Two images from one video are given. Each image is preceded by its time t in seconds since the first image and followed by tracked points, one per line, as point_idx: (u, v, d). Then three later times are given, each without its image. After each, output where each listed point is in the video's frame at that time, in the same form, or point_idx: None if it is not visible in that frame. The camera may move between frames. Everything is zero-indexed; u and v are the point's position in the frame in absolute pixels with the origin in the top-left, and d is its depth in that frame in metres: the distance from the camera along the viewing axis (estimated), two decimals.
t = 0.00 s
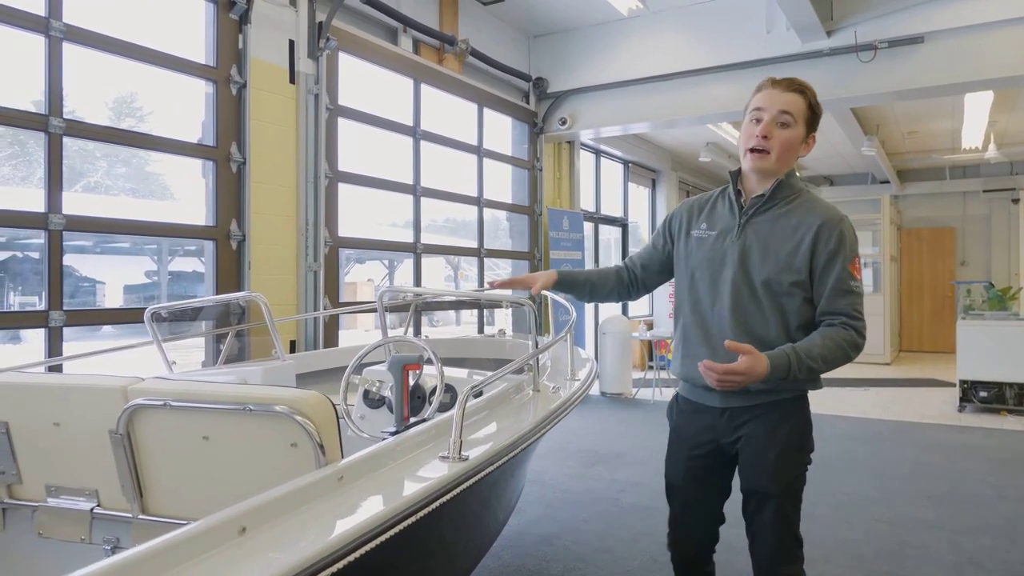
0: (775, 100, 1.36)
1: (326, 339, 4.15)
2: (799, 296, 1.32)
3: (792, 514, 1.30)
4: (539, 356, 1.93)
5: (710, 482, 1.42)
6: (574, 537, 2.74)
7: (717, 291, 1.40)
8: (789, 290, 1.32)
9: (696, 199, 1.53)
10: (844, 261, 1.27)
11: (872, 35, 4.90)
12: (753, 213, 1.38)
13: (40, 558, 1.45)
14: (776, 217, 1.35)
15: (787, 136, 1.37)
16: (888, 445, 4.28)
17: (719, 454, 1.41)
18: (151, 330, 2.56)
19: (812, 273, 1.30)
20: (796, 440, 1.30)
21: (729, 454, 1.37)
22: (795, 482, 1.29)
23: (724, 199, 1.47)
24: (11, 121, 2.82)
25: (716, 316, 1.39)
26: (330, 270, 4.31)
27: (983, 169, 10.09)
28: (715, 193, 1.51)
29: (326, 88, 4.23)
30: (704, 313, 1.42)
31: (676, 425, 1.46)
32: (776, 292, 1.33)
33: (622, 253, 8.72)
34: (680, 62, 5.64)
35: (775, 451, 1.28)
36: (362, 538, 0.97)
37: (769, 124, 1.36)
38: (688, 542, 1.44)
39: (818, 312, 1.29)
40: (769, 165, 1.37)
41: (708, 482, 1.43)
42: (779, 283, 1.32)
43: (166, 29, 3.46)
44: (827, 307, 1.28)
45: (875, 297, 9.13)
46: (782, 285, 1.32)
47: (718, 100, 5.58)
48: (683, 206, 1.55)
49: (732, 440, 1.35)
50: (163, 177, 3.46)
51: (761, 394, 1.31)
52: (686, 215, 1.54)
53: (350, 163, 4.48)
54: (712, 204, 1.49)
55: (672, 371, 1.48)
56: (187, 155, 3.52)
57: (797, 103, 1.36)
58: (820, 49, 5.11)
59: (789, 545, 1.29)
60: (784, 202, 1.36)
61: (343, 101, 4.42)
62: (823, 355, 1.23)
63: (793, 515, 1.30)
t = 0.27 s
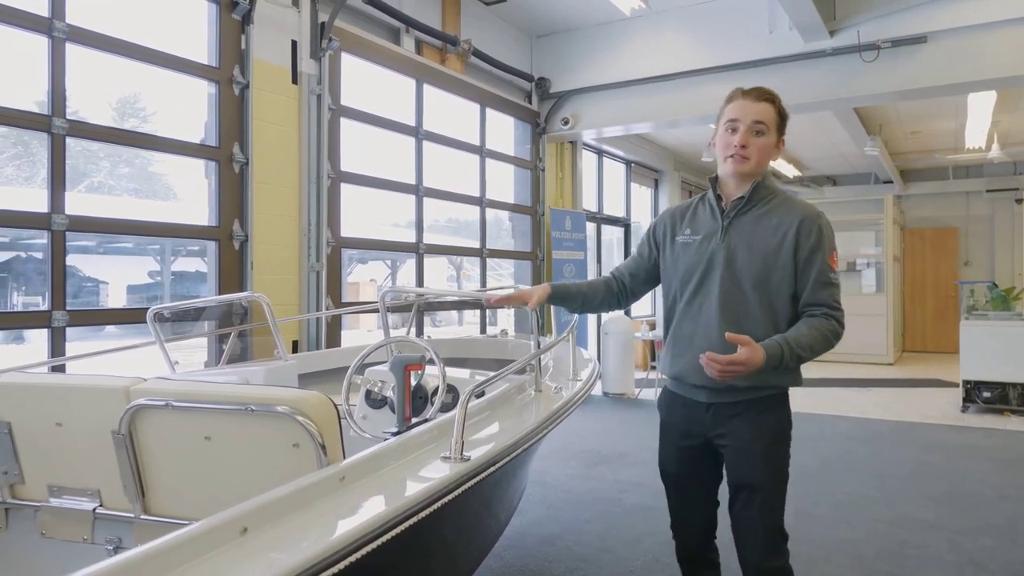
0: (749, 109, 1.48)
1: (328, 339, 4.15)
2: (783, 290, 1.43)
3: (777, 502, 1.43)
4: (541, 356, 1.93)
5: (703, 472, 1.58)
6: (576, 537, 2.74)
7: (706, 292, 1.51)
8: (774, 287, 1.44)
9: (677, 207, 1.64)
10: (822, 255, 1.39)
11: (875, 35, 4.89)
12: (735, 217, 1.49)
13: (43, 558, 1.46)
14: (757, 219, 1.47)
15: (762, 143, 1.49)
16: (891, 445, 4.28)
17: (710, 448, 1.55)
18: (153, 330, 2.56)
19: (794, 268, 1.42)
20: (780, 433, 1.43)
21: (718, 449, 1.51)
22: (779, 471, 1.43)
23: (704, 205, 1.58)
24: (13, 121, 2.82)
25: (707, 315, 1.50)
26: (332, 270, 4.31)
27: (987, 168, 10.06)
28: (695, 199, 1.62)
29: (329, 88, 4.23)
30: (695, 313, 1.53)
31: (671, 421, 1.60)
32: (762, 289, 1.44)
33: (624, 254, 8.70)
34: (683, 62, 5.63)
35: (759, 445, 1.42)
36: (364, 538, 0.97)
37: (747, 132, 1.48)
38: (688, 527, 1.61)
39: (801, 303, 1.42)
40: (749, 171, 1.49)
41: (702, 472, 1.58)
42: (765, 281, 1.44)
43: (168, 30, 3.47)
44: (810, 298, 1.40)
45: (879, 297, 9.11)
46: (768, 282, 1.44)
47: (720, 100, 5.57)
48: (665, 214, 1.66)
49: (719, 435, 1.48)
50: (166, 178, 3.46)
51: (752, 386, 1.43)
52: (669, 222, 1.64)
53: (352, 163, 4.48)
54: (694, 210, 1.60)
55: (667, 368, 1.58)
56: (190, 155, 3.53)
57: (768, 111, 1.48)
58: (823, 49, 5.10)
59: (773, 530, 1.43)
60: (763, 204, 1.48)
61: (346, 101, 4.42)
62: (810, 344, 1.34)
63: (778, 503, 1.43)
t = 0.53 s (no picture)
0: (720, 125, 1.55)
1: (331, 339, 4.15)
2: (774, 293, 1.49)
3: (769, 493, 1.48)
4: (544, 357, 1.93)
5: (699, 469, 1.62)
6: (578, 537, 2.74)
7: (700, 300, 1.55)
8: (765, 290, 1.49)
9: (663, 220, 1.68)
10: (807, 256, 1.46)
11: (878, 35, 4.88)
12: (723, 226, 1.55)
13: (45, 558, 1.46)
14: (745, 227, 1.52)
15: (737, 156, 1.55)
16: (893, 445, 4.27)
17: (704, 442, 1.59)
18: (157, 331, 2.56)
19: (783, 271, 1.48)
20: (771, 426, 1.49)
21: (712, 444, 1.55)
22: (771, 463, 1.48)
23: (689, 217, 1.63)
24: (14, 121, 2.82)
25: (704, 323, 1.54)
26: (335, 271, 4.31)
27: (990, 169, 10.04)
28: (680, 212, 1.67)
29: (331, 88, 4.23)
30: (691, 322, 1.57)
31: (667, 419, 1.63)
32: (754, 293, 1.49)
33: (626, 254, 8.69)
34: (686, 61, 5.62)
35: (750, 439, 1.47)
36: (367, 539, 0.97)
37: (721, 147, 1.54)
38: (687, 524, 1.65)
39: (791, 303, 1.48)
40: (728, 183, 1.55)
41: (697, 469, 1.62)
42: (756, 285, 1.49)
43: (171, 30, 3.47)
44: (799, 298, 1.46)
45: (882, 297, 9.09)
46: (759, 286, 1.49)
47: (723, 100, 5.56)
48: (652, 229, 1.70)
49: (712, 431, 1.53)
50: (169, 178, 3.47)
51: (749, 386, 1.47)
52: (657, 236, 1.68)
53: (355, 164, 4.48)
54: (680, 223, 1.64)
55: (665, 377, 1.61)
56: (193, 156, 3.53)
57: (739, 125, 1.55)
58: (825, 48, 5.09)
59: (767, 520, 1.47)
60: (748, 212, 1.54)
61: (348, 101, 4.42)
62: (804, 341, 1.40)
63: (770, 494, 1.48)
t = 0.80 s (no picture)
0: (705, 129, 1.56)
1: (334, 339, 4.16)
2: (772, 290, 1.50)
3: (778, 486, 1.50)
4: (546, 357, 1.93)
5: (703, 467, 1.62)
6: (582, 538, 2.74)
7: (699, 299, 1.55)
8: (763, 286, 1.50)
9: (658, 222, 1.69)
10: (803, 251, 1.48)
11: (881, 34, 4.87)
12: (719, 225, 1.56)
13: (49, 558, 1.46)
14: (741, 225, 1.53)
15: (724, 157, 1.56)
16: (897, 446, 4.26)
17: (709, 440, 1.59)
18: (160, 331, 2.57)
19: (779, 267, 1.49)
20: (775, 419, 1.51)
21: (718, 441, 1.56)
22: (778, 455, 1.50)
23: (685, 218, 1.64)
24: (17, 121, 2.82)
25: (705, 322, 1.54)
26: (338, 271, 4.31)
27: (995, 168, 10.01)
28: (675, 214, 1.68)
29: (334, 89, 4.24)
30: (690, 321, 1.57)
31: (670, 418, 1.63)
32: (752, 289, 1.50)
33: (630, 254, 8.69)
34: (689, 62, 5.61)
35: (758, 432, 1.48)
36: (371, 538, 0.97)
37: (707, 151, 1.56)
38: (690, 523, 1.65)
39: (789, 299, 1.49)
40: (718, 184, 1.56)
41: (702, 467, 1.62)
42: (754, 281, 1.50)
43: (174, 30, 3.48)
44: (796, 293, 1.48)
45: (886, 297, 9.06)
46: (756, 283, 1.50)
47: (726, 100, 5.55)
48: (648, 231, 1.71)
49: (719, 429, 1.53)
50: (172, 178, 3.47)
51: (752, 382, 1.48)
52: (652, 238, 1.69)
53: (358, 164, 4.48)
54: (676, 224, 1.65)
55: (666, 377, 1.61)
56: (196, 156, 3.54)
57: (724, 127, 1.56)
58: (829, 48, 5.08)
59: (778, 512, 1.49)
60: (744, 211, 1.55)
61: (351, 102, 4.43)
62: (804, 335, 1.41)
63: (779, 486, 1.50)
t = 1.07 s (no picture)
0: (716, 130, 1.56)
1: (337, 339, 4.16)
2: (773, 290, 1.52)
3: (782, 481, 1.51)
4: (548, 356, 1.93)
5: (704, 466, 1.62)
6: (584, 537, 2.73)
7: (702, 298, 1.56)
8: (765, 286, 1.52)
9: (658, 221, 1.69)
10: (804, 253, 1.51)
11: (885, 33, 4.85)
12: (721, 225, 1.56)
13: (53, 555, 1.47)
14: (743, 225, 1.54)
15: (734, 159, 1.57)
16: (900, 446, 4.25)
17: (711, 438, 1.60)
18: (163, 330, 2.57)
19: (781, 268, 1.52)
20: (777, 415, 1.53)
21: (721, 439, 1.56)
22: (781, 451, 1.52)
23: (685, 217, 1.64)
24: (20, 121, 2.83)
25: (707, 320, 1.54)
26: (341, 270, 4.31)
27: (999, 168, 9.98)
28: (674, 212, 1.67)
29: (337, 89, 4.24)
30: (692, 319, 1.57)
31: (671, 417, 1.62)
32: (755, 288, 1.52)
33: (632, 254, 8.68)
34: (692, 61, 5.61)
35: (763, 428, 1.50)
36: (374, 534, 0.98)
37: (717, 152, 1.56)
38: (690, 522, 1.65)
39: (790, 299, 1.52)
40: (725, 185, 1.57)
41: (703, 467, 1.62)
42: (757, 281, 1.52)
43: (177, 31, 3.48)
44: (797, 293, 1.51)
45: (889, 297, 9.04)
46: (759, 282, 1.52)
47: (729, 99, 5.55)
48: (647, 229, 1.70)
49: (723, 427, 1.53)
50: (176, 178, 3.48)
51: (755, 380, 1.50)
52: (653, 236, 1.68)
53: (361, 163, 4.49)
54: (676, 223, 1.65)
55: (666, 374, 1.61)
56: (199, 156, 3.55)
57: (735, 130, 1.57)
58: (833, 47, 5.06)
59: (783, 506, 1.50)
60: (746, 211, 1.56)
61: (354, 101, 4.43)
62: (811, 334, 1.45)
63: (783, 481, 1.51)
